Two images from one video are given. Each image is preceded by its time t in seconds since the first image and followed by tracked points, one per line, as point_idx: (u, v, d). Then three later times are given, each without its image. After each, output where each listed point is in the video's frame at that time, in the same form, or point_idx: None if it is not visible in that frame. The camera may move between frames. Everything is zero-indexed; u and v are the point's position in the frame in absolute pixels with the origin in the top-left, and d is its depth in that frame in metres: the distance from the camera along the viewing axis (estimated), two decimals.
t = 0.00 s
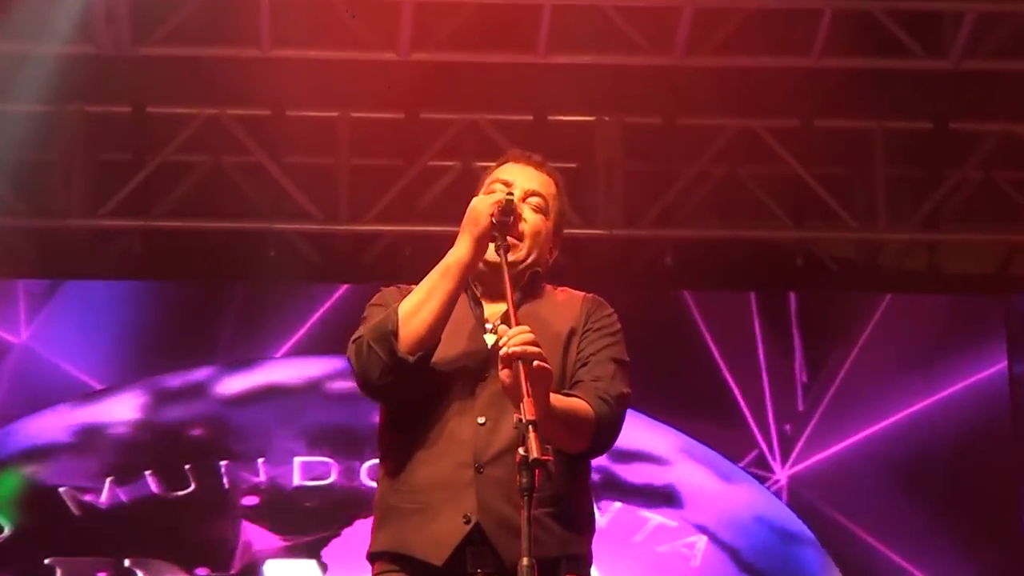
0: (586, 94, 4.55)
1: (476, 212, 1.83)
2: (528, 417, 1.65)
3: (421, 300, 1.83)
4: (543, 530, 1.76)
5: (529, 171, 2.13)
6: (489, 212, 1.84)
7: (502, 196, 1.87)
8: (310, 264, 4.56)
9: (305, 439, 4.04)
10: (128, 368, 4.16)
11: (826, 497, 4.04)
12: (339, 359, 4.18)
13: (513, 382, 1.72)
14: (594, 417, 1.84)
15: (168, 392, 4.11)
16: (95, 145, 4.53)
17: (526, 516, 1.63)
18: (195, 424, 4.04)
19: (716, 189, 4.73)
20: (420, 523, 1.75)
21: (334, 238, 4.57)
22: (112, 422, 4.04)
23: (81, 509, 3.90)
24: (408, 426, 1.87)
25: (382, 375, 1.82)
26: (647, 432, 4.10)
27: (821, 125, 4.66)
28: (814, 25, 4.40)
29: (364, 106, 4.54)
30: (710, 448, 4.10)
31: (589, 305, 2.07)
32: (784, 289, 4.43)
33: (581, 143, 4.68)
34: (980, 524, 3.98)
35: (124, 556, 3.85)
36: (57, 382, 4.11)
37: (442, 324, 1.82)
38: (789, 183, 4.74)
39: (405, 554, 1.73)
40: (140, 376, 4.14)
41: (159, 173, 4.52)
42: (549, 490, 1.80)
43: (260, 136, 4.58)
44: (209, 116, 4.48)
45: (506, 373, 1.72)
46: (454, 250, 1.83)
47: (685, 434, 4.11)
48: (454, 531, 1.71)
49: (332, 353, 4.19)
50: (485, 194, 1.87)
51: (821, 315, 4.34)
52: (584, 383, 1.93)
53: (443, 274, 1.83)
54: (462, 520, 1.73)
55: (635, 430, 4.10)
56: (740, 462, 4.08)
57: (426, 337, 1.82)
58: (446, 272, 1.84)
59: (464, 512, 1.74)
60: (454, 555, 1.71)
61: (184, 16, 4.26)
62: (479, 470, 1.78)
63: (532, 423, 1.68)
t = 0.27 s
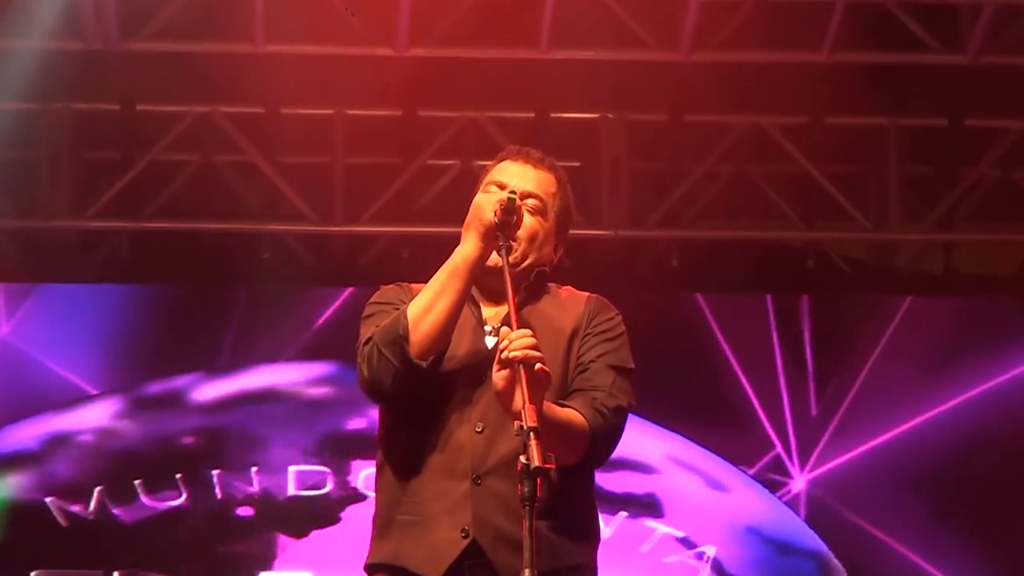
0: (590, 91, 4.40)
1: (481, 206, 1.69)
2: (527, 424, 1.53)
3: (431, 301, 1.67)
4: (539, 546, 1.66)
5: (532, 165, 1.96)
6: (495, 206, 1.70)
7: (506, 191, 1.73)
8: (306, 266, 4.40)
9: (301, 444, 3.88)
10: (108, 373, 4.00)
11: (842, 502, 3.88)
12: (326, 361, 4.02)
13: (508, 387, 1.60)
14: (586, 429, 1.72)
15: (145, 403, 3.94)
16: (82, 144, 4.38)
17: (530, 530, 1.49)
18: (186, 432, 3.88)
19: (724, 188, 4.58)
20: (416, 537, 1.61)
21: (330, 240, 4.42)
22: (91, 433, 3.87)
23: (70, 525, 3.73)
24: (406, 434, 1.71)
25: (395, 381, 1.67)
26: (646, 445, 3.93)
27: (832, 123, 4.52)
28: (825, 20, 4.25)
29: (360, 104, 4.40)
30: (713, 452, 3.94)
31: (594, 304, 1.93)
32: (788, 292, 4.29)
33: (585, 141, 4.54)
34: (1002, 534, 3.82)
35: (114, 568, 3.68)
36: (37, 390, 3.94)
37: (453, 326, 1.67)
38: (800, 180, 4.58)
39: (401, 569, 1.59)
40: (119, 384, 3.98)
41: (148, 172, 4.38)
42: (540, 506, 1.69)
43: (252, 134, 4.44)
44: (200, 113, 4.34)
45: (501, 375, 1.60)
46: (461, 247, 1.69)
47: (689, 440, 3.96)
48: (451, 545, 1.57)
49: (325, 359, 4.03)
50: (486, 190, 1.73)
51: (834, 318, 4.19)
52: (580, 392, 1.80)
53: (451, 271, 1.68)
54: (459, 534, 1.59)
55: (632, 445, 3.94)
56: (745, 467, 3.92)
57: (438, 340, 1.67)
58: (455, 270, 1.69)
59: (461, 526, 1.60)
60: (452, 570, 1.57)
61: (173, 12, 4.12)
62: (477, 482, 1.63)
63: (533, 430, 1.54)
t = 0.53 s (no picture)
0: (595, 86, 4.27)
1: (486, 205, 1.73)
2: (530, 429, 1.52)
3: (435, 300, 1.69)
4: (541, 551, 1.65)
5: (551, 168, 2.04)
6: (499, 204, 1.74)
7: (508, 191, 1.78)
8: (302, 268, 4.23)
9: (295, 448, 3.70)
10: (88, 376, 3.83)
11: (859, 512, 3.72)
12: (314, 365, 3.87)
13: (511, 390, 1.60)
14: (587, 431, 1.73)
15: (124, 408, 3.75)
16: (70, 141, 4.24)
17: (531, 536, 1.47)
18: (176, 437, 3.70)
19: (733, 185, 4.43)
20: (418, 543, 1.59)
21: (325, 240, 4.28)
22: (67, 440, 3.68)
23: (59, 536, 3.52)
24: (406, 438, 1.70)
25: (397, 383, 1.67)
26: (650, 457, 3.76)
27: (844, 118, 4.38)
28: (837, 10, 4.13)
29: (356, 100, 4.26)
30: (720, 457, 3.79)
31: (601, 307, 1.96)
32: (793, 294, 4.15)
33: (590, 137, 4.40)
34: None
35: None
36: (16, 396, 3.77)
37: (456, 326, 1.69)
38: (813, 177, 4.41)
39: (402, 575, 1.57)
40: (99, 389, 3.81)
41: (139, 170, 4.24)
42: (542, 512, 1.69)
43: (245, 131, 4.30)
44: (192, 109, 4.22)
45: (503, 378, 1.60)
46: (465, 246, 1.72)
47: (697, 447, 3.80)
48: (454, 551, 1.56)
49: (316, 363, 3.88)
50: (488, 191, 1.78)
51: (847, 320, 4.06)
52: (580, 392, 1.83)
53: (455, 270, 1.70)
54: (463, 540, 1.57)
55: (635, 457, 3.75)
56: (755, 471, 3.78)
57: (442, 337, 1.68)
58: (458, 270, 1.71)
59: (465, 531, 1.58)
60: None
61: (165, 5, 4.01)
62: (480, 486, 1.63)
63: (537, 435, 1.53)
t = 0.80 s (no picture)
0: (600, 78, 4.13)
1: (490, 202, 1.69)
2: (535, 432, 1.48)
3: (435, 297, 1.63)
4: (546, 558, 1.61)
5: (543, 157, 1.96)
6: (504, 202, 1.70)
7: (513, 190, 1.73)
8: (297, 266, 4.09)
9: (273, 451, 3.54)
10: (72, 381, 3.68)
11: (878, 521, 3.55)
12: (303, 369, 3.72)
13: (515, 394, 1.55)
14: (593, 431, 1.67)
15: (109, 421, 3.58)
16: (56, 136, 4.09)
17: (537, 545, 1.44)
18: (167, 444, 3.54)
19: (743, 182, 4.28)
20: (420, 550, 1.54)
21: (321, 239, 4.13)
22: (50, 451, 3.49)
23: (52, 544, 3.33)
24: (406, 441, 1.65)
25: (396, 383, 1.61)
26: (671, 471, 3.59)
27: (859, 112, 4.22)
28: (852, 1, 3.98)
29: (353, 92, 4.11)
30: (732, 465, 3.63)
31: (604, 308, 1.90)
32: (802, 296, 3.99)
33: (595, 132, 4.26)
34: None
35: None
36: None
37: (457, 325, 1.63)
38: (826, 175, 4.24)
39: None
40: (85, 394, 3.65)
41: (129, 166, 4.09)
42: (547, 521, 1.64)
43: (237, 126, 4.14)
44: (183, 103, 4.07)
45: (507, 382, 1.55)
46: (468, 244, 1.67)
47: (703, 451, 3.64)
48: (457, 559, 1.51)
49: (310, 367, 3.73)
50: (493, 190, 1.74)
51: (864, 322, 3.91)
52: (584, 390, 1.76)
53: (457, 267, 1.65)
54: (466, 547, 1.53)
55: (658, 470, 3.59)
56: (770, 476, 3.62)
57: (442, 336, 1.62)
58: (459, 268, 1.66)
59: (469, 537, 1.53)
60: None
61: None
62: (484, 491, 1.58)
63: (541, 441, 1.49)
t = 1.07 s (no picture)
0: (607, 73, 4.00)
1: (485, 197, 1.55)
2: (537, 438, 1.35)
3: (430, 298, 1.53)
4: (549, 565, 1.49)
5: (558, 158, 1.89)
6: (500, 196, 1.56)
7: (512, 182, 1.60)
8: (291, 266, 3.96)
9: (239, 458, 3.40)
10: (60, 385, 3.55)
11: (907, 528, 3.41)
12: (285, 373, 3.59)
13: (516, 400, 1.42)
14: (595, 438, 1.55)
15: (78, 430, 3.44)
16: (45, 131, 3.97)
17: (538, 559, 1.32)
18: (156, 451, 3.39)
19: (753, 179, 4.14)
20: (415, 559, 1.43)
21: (318, 238, 4.00)
22: (29, 461, 3.36)
23: (30, 556, 3.21)
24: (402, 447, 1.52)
25: (391, 386, 1.49)
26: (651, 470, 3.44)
27: (874, 105, 4.09)
28: None
29: (349, 87, 3.98)
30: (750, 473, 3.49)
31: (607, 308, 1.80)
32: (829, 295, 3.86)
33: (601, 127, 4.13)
34: None
35: None
36: None
37: (453, 326, 1.52)
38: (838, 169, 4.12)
39: None
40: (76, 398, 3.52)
41: (117, 164, 3.95)
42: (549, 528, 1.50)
43: (231, 123, 4.01)
44: (174, 98, 3.94)
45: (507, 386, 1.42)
46: (464, 241, 1.55)
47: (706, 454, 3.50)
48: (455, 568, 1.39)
49: (297, 371, 3.60)
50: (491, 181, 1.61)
51: (881, 323, 3.77)
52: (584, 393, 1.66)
53: (453, 266, 1.54)
54: (465, 555, 1.40)
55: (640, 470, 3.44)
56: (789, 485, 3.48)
57: (436, 340, 1.51)
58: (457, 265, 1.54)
59: (468, 545, 1.41)
60: None
61: None
62: (484, 496, 1.45)
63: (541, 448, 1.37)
